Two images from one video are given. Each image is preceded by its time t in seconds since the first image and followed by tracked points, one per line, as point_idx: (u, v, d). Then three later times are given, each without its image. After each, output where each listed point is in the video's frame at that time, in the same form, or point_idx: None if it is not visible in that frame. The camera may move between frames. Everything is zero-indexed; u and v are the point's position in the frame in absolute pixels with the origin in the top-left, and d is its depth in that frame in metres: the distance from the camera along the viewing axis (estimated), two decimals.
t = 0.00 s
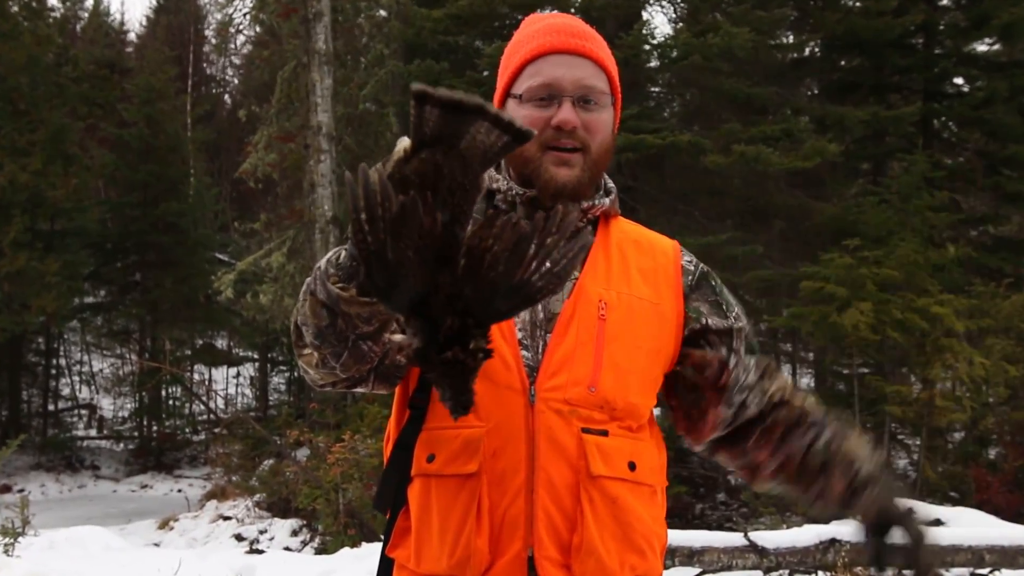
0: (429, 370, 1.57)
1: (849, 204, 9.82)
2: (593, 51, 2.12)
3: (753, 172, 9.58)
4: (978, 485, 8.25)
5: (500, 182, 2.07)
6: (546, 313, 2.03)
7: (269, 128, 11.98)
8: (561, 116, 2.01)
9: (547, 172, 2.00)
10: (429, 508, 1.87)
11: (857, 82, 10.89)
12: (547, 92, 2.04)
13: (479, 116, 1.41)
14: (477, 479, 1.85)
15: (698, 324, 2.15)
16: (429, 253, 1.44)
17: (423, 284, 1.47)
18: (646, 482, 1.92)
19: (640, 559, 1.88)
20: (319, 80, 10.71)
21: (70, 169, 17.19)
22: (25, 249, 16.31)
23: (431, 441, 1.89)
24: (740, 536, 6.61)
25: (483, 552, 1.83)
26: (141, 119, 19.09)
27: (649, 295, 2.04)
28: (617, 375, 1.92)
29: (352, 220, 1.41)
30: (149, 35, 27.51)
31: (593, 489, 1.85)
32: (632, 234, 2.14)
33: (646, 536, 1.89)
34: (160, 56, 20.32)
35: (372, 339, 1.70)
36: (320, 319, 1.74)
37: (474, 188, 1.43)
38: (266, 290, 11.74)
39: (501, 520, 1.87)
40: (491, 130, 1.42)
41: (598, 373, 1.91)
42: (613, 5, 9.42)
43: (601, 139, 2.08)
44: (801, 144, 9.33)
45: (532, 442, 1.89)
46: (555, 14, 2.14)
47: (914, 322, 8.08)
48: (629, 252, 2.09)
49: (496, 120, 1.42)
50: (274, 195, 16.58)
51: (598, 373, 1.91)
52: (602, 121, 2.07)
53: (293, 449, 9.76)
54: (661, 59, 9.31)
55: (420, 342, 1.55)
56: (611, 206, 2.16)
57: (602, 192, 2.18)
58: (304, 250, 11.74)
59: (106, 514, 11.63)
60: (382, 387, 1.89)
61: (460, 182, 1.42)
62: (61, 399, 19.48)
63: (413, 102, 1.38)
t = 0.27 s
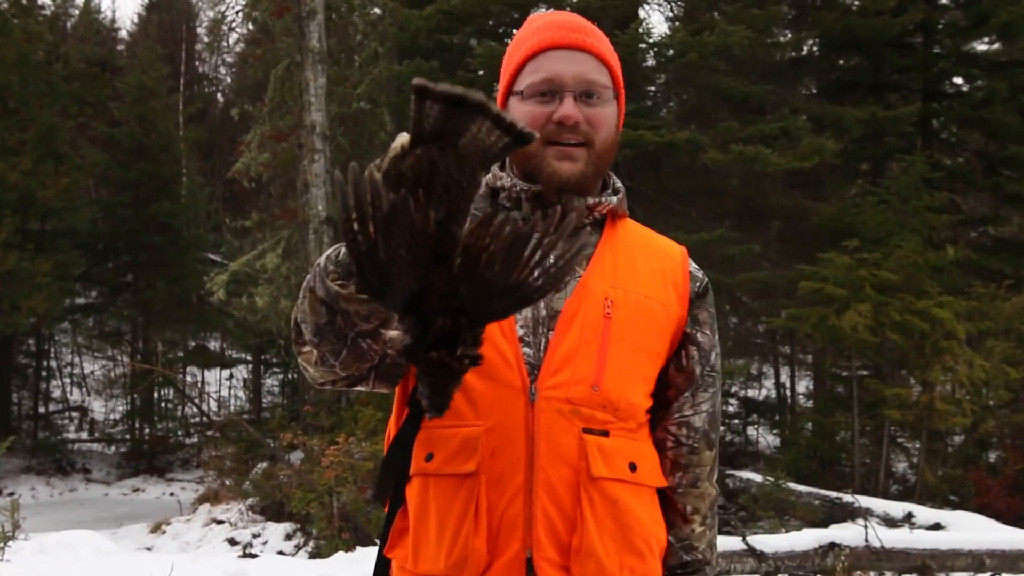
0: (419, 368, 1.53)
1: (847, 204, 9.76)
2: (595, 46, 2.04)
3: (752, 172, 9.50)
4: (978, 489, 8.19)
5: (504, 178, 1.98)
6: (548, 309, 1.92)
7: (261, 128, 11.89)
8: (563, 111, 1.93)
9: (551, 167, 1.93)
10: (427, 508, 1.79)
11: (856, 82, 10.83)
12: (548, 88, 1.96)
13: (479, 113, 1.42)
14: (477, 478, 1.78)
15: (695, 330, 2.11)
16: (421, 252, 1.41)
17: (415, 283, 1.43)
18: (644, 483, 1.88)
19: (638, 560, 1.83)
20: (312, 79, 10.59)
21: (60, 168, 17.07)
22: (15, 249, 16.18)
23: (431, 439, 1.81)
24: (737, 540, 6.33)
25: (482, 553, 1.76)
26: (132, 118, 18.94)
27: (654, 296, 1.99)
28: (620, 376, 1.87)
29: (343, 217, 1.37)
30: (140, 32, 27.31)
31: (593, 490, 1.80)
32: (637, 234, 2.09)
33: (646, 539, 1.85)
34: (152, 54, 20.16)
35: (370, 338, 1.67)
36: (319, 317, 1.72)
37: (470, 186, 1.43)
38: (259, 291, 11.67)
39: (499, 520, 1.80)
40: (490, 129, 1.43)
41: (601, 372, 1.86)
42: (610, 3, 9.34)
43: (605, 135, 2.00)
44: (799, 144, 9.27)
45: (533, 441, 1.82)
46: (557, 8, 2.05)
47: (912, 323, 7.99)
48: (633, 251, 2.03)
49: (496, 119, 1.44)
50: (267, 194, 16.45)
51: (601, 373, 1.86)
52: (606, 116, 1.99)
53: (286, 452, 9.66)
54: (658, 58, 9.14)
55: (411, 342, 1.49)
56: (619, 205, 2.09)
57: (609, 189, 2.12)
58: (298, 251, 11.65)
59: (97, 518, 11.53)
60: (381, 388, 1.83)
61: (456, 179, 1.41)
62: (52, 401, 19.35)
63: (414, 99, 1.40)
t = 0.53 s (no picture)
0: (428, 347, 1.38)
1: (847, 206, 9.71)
2: (597, 63, 1.84)
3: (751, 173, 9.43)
4: (981, 493, 8.12)
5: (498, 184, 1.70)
6: (549, 311, 1.80)
7: (257, 128, 11.85)
8: (552, 126, 1.73)
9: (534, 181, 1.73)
10: (428, 514, 1.64)
11: (857, 82, 10.78)
12: (540, 102, 1.78)
13: (478, 85, 1.24)
14: (479, 481, 1.63)
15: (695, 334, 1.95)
16: (427, 225, 1.27)
17: (421, 257, 1.30)
18: (647, 487, 1.77)
19: (640, 565, 1.72)
20: (308, 79, 10.53)
21: (53, 168, 17.00)
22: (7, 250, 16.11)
23: (430, 441, 1.65)
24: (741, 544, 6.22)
25: (484, 559, 1.62)
26: (126, 118, 18.88)
27: (654, 298, 1.87)
28: (623, 377, 1.76)
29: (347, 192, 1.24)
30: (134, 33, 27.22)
31: (597, 492, 1.68)
32: (633, 238, 1.96)
33: (646, 543, 1.74)
34: (146, 54, 20.10)
35: (372, 331, 1.47)
36: (315, 310, 1.49)
37: (472, 161, 1.26)
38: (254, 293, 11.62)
39: (502, 525, 1.65)
40: (490, 102, 1.25)
41: (604, 373, 1.74)
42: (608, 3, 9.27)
43: (597, 151, 1.80)
44: (800, 144, 9.21)
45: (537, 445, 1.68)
46: (558, 17, 1.87)
47: (913, 326, 7.92)
48: (632, 255, 1.90)
49: (498, 93, 1.25)
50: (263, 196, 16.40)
51: (604, 375, 1.74)
52: (600, 134, 1.80)
53: (280, 455, 9.59)
54: (657, 59, 9.07)
55: (420, 321, 1.36)
56: (614, 211, 1.98)
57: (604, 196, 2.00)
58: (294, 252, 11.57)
59: (89, 522, 11.44)
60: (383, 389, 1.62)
61: (458, 153, 1.25)
62: (44, 404, 19.25)
63: (415, 73, 1.22)
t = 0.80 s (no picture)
0: (434, 324, 1.34)
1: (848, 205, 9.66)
2: (599, 64, 1.81)
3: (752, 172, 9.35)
4: (983, 495, 8.04)
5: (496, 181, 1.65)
6: (549, 308, 1.72)
7: (252, 124, 11.77)
8: (552, 129, 1.71)
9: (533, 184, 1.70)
10: (425, 515, 1.54)
11: (859, 78, 10.81)
12: (540, 103, 1.74)
13: (475, 60, 1.26)
14: (478, 478, 1.54)
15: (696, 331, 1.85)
16: (433, 201, 1.26)
17: (426, 232, 1.27)
18: (648, 486, 1.68)
19: (639, 565, 1.63)
20: (304, 74, 10.44)
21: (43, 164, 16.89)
22: None
23: (428, 438, 1.56)
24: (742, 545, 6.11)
25: (482, 561, 1.52)
26: (120, 114, 18.76)
27: (656, 296, 1.78)
28: (625, 375, 1.67)
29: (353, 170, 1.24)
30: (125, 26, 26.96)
31: (597, 491, 1.58)
32: (634, 238, 1.87)
33: (647, 545, 1.64)
34: (140, 49, 19.97)
35: (372, 317, 1.45)
36: (314, 297, 1.43)
37: (474, 136, 1.28)
38: (249, 291, 11.53)
39: (502, 525, 1.56)
40: (491, 77, 1.28)
41: (605, 370, 1.65)
42: None
43: (596, 152, 1.78)
44: (801, 142, 9.13)
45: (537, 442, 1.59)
46: (555, 16, 1.83)
47: (916, 325, 7.83)
48: (631, 254, 1.81)
49: (495, 67, 1.28)
50: (257, 192, 16.29)
51: (605, 371, 1.65)
52: (599, 136, 1.77)
53: (275, 455, 9.50)
54: (657, 55, 9.01)
55: (427, 297, 1.33)
56: (615, 210, 1.88)
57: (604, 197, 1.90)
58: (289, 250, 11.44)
59: (81, 523, 11.32)
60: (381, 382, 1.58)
61: (460, 127, 1.26)
62: (35, 403, 19.11)
63: (412, 50, 1.24)
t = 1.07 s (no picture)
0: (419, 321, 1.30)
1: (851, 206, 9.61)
2: (610, 63, 1.74)
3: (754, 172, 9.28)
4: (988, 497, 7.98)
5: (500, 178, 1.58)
6: (550, 312, 1.64)
7: (249, 124, 11.69)
8: (560, 127, 1.64)
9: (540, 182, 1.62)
10: (421, 519, 1.48)
11: (861, 77, 10.77)
12: (547, 100, 1.67)
13: (466, 60, 1.24)
14: (475, 482, 1.48)
15: (696, 337, 1.79)
16: (419, 196, 1.21)
17: (411, 228, 1.22)
18: (647, 492, 1.61)
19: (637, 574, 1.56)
20: (301, 74, 10.35)
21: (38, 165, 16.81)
22: None
23: (425, 442, 1.51)
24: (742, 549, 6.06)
25: (478, 566, 1.46)
26: (115, 114, 18.67)
27: (658, 299, 1.70)
28: (625, 380, 1.60)
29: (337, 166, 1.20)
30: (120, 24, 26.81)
31: (594, 497, 1.52)
32: (639, 240, 1.81)
33: (645, 550, 1.57)
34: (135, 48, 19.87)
35: (365, 314, 1.42)
36: (306, 293, 1.41)
37: (463, 129, 1.25)
38: (247, 294, 11.45)
39: (498, 529, 1.50)
40: (481, 77, 1.25)
41: (605, 375, 1.58)
42: None
43: (604, 154, 1.71)
44: (802, 142, 9.06)
45: (535, 447, 1.52)
46: (564, 15, 1.76)
47: (920, 327, 7.74)
48: (634, 257, 1.73)
49: (485, 68, 1.25)
50: (254, 193, 16.19)
51: (605, 375, 1.58)
52: (607, 135, 1.70)
53: (274, 459, 9.43)
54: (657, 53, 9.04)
55: (413, 295, 1.28)
56: (620, 211, 1.81)
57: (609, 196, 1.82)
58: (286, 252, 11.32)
59: (77, 528, 11.24)
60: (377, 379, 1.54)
61: (450, 121, 1.24)
62: (30, 406, 19.02)
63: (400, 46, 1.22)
